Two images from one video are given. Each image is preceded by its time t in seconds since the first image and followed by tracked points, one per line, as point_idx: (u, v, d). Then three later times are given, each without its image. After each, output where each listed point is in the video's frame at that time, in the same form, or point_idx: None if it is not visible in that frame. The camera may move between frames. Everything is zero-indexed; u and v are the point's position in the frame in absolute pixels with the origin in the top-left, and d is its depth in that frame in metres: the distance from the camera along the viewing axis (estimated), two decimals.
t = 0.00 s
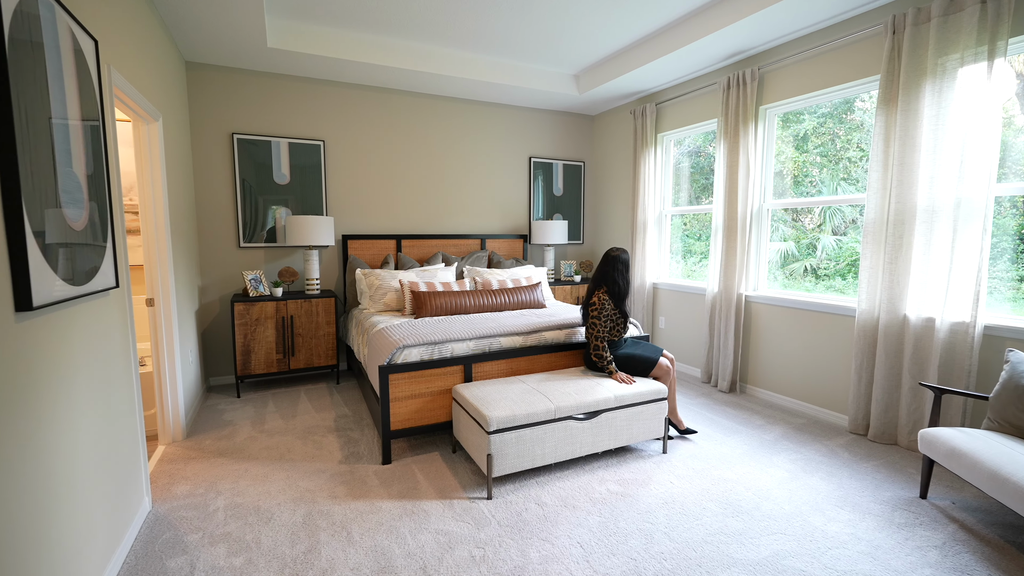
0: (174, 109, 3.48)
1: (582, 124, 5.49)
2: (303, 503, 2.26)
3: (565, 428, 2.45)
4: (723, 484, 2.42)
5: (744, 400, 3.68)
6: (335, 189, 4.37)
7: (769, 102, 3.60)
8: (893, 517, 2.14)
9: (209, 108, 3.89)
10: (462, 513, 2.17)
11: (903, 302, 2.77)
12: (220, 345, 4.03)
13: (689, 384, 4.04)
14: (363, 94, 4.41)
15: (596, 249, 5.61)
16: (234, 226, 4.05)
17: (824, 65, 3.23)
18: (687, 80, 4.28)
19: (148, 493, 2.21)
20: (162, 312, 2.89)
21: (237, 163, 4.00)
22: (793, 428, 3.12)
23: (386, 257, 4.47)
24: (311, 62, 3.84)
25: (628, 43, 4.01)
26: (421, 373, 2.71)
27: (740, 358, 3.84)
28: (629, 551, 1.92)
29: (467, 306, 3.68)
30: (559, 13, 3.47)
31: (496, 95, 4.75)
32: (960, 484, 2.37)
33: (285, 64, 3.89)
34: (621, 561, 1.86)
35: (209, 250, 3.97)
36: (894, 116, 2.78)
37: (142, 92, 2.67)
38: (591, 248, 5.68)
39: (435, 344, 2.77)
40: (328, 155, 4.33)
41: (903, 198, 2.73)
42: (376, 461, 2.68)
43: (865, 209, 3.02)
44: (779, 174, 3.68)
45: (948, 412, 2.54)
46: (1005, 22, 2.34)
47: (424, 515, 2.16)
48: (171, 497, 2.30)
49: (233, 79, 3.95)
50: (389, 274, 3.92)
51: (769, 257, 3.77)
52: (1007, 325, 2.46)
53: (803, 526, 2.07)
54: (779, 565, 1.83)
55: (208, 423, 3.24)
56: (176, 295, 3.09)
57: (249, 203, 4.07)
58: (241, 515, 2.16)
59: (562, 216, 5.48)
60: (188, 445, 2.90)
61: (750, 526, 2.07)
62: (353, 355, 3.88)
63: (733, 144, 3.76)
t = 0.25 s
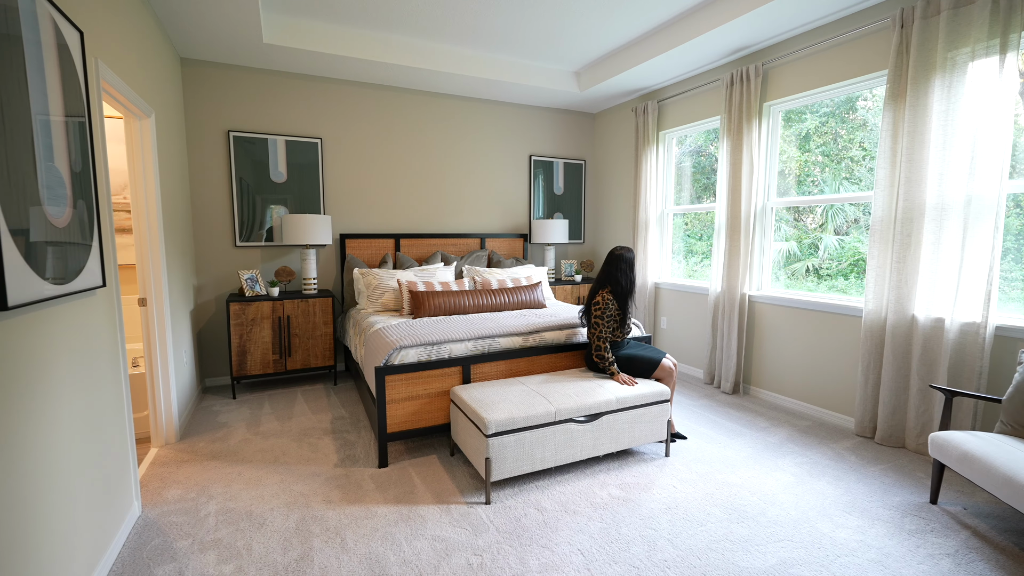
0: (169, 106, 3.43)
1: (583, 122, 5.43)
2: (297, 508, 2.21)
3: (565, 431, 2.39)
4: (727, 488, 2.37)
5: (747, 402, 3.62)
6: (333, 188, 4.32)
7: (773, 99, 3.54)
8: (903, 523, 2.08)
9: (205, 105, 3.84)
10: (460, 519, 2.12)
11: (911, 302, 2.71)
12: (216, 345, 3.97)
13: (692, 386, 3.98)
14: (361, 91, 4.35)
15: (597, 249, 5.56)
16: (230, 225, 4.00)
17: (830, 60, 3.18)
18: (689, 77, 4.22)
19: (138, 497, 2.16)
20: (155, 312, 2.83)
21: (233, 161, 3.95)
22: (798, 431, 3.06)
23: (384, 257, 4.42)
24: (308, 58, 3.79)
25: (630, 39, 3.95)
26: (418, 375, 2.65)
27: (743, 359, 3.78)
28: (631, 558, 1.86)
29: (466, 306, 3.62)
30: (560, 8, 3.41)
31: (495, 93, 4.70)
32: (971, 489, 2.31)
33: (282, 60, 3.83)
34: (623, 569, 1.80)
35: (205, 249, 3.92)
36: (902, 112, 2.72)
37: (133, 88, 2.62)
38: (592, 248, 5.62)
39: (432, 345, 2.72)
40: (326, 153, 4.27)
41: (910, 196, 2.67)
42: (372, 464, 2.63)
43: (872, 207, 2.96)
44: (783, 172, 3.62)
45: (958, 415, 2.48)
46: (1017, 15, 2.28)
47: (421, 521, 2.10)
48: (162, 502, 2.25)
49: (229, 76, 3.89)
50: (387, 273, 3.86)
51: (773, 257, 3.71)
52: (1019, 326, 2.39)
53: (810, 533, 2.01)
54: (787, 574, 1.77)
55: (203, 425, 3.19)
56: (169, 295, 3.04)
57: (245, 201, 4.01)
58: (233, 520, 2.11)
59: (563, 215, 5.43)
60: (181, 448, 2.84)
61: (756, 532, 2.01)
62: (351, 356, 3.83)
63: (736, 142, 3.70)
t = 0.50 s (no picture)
0: (164, 101, 3.38)
1: (584, 119, 5.37)
2: (291, 511, 2.15)
3: (566, 433, 2.33)
4: (732, 491, 2.31)
5: (750, 403, 3.56)
6: (331, 185, 4.26)
7: (778, 94, 3.49)
8: (914, 527, 2.02)
9: (200, 101, 3.78)
10: (458, 523, 2.06)
11: (920, 301, 2.65)
12: (212, 345, 3.92)
13: (694, 386, 3.92)
14: (359, 87, 4.30)
15: (598, 247, 5.50)
16: (226, 222, 3.95)
17: (835, 55, 3.12)
18: (692, 73, 4.16)
19: (128, 500, 2.11)
20: (148, 311, 2.78)
21: (229, 158, 3.90)
22: (803, 432, 3.00)
23: (383, 255, 4.37)
24: (305, 53, 3.73)
25: (632, 34, 3.89)
26: (416, 375, 2.60)
27: (746, 359, 3.72)
28: (634, 565, 1.80)
29: (465, 305, 3.57)
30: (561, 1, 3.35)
31: (495, 89, 4.64)
32: (982, 493, 2.25)
33: (279, 56, 3.78)
34: None
35: (200, 247, 3.87)
36: (910, 107, 2.65)
37: (125, 82, 2.56)
38: (593, 247, 5.56)
39: (430, 344, 2.66)
40: (323, 150, 4.21)
41: (919, 192, 2.61)
42: (369, 466, 2.57)
43: (879, 204, 2.90)
44: (787, 169, 3.56)
45: (969, 416, 2.42)
46: None
47: (417, 525, 2.05)
48: (153, 505, 2.19)
49: (225, 72, 3.84)
50: (385, 272, 3.81)
51: (777, 255, 3.65)
52: None
53: (818, 538, 1.96)
54: None
55: (197, 426, 3.13)
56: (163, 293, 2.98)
57: (242, 199, 3.96)
58: (225, 524, 2.05)
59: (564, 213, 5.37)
60: (174, 449, 2.79)
61: (762, 537, 1.96)
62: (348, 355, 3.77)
63: (740, 138, 3.64)
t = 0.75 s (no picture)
0: (158, 97, 3.32)
1: (584, 117, 5.32)
2: (284, 516, 2.10)
3: (566, 435, 2.28)
4: (736, 494, 2.25)
5: (754, 403, 3.50)
6: (328, 183, 4.21)
7: (781, 90, 3.44)
8: (924, 533, 1.96)
9: (195, 97, 3.73)
10: (455, 528, 2.00)
11: (928, 300, 2.59)
12: (207, 345, 3.86)
13: (696, 387, 3.87)
14: (357, 83, 4.24)
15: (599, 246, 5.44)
16: (222, 220, 3.89)
17: (840, 50, 3.07)
18: (694, 69, 4.10)
19: (116, 505, 2.05)
20: (139, 310, 2.72)
21: (225, 156, 3.84)
22: (808, 433, 2.94)
23: (380, 254, 4.31)
24: (302, 49, 3.68)
25: (633, 29, 3.83)
26: (413, 375, 2.54)
27: (749, 359, 3.66)
28: (636, 572, 1.75)
29: (464, 304, 3.51)
30: None
31: (495, 86, 4.58)
32: (993, 497, 2.19)
33: (274, 51, 3.72)
34: None
35: (195, 245, 3.81)
36: (918, 101, 2.60)
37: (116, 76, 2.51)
38: (594, 246, 5.51)
39: (428, 344, 2.61)
40: (320, 147, 4.16)
41: (927, 188, 2.55)
42: (365, 469, 2.52)
43: (886, 201, 2.84)
44: (791, 166, 3.51)
45: (979, 418, 2.36)
46: None
47: (414, 530, 1.99)
48: (142, 509, 2.14)
49: (220, 68, 3.78)
50: (382, 271, 3.75)
51: (780, 253, 3.60)
52: None
53: (826, 544, 1.90)
54: None
55: (191, 427, 3.08)
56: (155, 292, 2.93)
57: (238, 197, 3.91)
58: (216, 529, 2.00)
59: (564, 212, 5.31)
60: (167, 451, 2.73)
61: (769, 543, 1.90)
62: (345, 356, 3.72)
63: (743, 135, 3.58)
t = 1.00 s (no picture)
0: (152, 92, 3.26)
1: (585, 114, 5.26)
2: (277, 520, 2.04)
3: (567, 437, 2.22)
4: (742, 499, 2.19)
5: (758, 404, 3.44)
6: (325, 181, 4.15)
7: (786, 86, 3.38)
8: (937, 539, 1.90)
9: (190, 93, 3.67)
10: (454, 533, 1.94)
11: (937, 300, 2.53)
12: (203, 345, 3.81)
13: (699, 388, 3.81)
14: (355, 79, 4.18)
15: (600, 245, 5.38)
16: (218, 218, 3.83)
17: (846, 45, 3.02)
18: (696, 65, 4.04)
19: (105, 509, 1.99)
20: (132, 309, 2.66)
21: (221, 153, 3.78)
22: (815, 436, 2.88)
23: (379, 252, 4.25)
24: (299, 44, 3.62)
25: (636, 24, 3.77)
26: (410, 375, 2.48)
27: (753, 360, 3.60)
28: None
29: (463, 303, 3.46)
30: None
31: (495, 82, 4.52)
32: (1007, 502, 2.13)
33: (271, 46, 3.66)
34: None
35: (191, 243, 3.75)
36: (928, 96, 2.54)
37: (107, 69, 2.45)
38: (595, 245, 5.45)
39: (426, 344, 2.55)
40: (318, 144, 4.10)
41: (937, 185, 2.50)
42: (362, 472, 2.46)
43: (894, 198, 2.78)
44: (795, 163, 3.45)
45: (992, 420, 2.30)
46: None
47: (411, 535, 1.93)
48: (132, 513, 2.08)
49: (216, 63, 3.73)
50: (380, 269, 3.69)
51: (785, 252, 3.54)
52: None
53: (836, 550, 1.84)
54: None
55: (185, 428, 3.02)
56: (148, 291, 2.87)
57: (234, 194, 3.85)
58: (207, 535, 1.94)
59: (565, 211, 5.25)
60: (159, 453, 2.67)
61: (777, 549, 1.84)
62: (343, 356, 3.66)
63: (747, 132, 3.52)
